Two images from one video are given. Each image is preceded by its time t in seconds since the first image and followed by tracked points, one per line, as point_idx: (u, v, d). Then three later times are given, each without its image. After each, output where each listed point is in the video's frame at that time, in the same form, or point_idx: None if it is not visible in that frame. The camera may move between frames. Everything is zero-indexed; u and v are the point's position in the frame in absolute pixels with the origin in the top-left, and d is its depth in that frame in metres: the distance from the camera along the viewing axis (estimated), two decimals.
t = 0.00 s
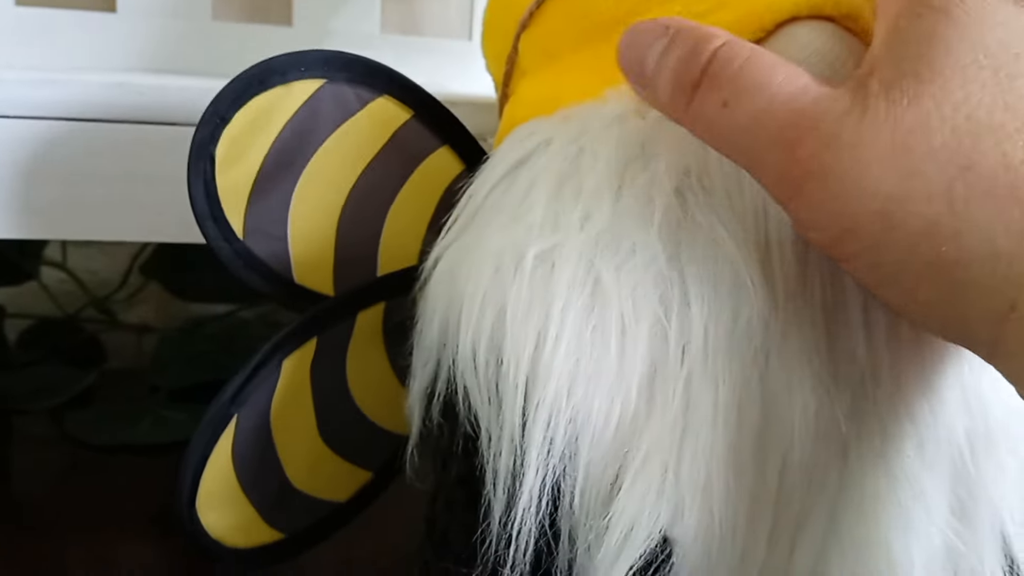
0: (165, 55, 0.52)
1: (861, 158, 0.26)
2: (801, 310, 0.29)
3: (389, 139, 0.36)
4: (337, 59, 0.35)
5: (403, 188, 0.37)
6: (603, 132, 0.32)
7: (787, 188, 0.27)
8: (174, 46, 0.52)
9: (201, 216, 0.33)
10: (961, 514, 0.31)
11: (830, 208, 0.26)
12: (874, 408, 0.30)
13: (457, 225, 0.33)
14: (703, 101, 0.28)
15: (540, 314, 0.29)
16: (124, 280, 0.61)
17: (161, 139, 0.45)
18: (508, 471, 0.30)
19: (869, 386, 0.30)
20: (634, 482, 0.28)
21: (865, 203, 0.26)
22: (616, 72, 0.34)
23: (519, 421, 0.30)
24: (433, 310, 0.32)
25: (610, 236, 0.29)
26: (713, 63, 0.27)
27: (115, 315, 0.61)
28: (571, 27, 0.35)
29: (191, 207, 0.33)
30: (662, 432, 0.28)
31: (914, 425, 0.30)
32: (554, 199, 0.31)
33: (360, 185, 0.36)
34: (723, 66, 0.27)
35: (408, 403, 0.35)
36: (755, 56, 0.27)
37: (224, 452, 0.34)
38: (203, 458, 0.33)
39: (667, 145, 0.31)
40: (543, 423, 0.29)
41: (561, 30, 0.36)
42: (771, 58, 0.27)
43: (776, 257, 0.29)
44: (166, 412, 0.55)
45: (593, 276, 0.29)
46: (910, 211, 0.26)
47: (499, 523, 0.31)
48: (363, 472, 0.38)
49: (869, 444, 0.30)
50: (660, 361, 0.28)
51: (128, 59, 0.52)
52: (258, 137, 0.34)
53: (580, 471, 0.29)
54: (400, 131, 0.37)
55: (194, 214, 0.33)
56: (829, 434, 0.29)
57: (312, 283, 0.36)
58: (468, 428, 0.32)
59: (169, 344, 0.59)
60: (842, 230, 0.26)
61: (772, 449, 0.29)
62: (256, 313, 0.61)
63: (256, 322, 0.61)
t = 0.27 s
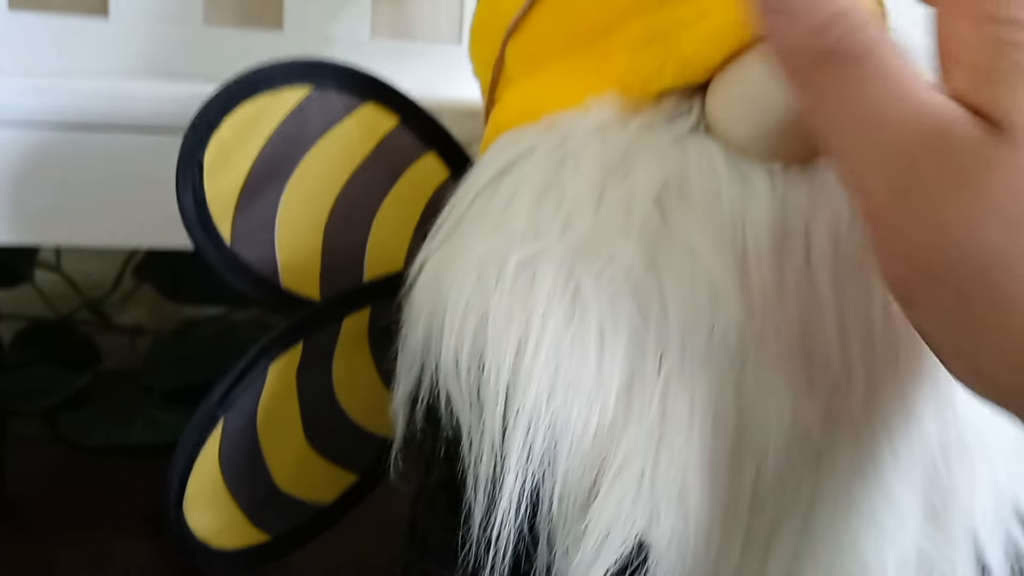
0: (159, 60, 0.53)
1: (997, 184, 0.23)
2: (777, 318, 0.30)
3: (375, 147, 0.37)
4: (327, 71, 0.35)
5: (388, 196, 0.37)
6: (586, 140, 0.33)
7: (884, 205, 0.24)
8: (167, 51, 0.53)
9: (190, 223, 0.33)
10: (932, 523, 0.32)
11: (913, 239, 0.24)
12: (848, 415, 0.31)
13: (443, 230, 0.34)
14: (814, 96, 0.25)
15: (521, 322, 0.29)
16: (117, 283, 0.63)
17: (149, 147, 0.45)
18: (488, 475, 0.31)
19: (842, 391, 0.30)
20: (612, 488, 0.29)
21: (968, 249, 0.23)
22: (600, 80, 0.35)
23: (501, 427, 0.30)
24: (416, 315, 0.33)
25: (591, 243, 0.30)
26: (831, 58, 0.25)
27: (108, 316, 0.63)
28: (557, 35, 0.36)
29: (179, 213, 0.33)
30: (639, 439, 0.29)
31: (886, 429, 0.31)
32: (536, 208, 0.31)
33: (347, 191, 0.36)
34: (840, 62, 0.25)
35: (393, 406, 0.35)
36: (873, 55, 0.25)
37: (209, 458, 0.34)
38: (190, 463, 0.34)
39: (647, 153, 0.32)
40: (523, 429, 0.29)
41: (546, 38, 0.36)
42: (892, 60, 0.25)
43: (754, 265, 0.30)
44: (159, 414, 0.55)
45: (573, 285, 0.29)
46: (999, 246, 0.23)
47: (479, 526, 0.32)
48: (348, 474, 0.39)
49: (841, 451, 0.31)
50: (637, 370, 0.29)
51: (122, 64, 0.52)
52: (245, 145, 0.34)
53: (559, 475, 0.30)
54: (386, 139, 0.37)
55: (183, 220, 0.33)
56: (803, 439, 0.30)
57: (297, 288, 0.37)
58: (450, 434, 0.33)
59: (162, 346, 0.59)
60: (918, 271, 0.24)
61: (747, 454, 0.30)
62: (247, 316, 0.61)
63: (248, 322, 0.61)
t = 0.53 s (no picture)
0: (154, 89, 0.55)
1: None
2: (729, 350, 0.32)
3: (356, 182, 0.39)
4: (311, 112, 0.37)
5: (368, 229, 0.39)
6: (555, 181, 0.34)
7: None
8: (160, 80, 0.55)
9: (178, 256, 0.35)
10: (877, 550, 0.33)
11: None
12: (796, 444, 0.32)
13: (417, 263, 0.35)
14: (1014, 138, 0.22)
15: (485, 355, 0.31)
16: (114, 301, 0.65)
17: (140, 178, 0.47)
18: (453, 498, 0.33)
19: (790, 421, 0.32)
20: (568, 513, 0.31)
21: None
22: (569, 122, 0.36)
23: (466, 454, 0.32)
24: (391, 345, 0.34)
25: (553, 281, 0.32)
26: None
27: (105, 333, 0.65)
28: (529, 76, 0.37)
29: (168, 246, 0.35)
30: (594, 466, 0.31)
31: (836, 459, 0.32)
32: (503, 244, 0.33)
33: (329, 225, 0.38)
34: None
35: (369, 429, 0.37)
36: None
37: (195, 479, 0.36)
38: (177, 483, 0.35)
39: (611, 194, 0.34)
40: (486, 456, 0.32)
41: (519, 78, 0.38)
42: None
43: (709, 301, 0.33)
44: (153, 429, 0.56)
45: (535, 320, 0.31)
46: None
47: (445, 545, 0.34)
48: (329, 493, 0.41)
49: (789, 480, 0.32)
50: (593, 401, 0.31)
51: (118, 95, 0.55)
52: (231, 183, 0.36)
53: (519, 499, 0.32)
54: (367, 175, 0.39)
55: (171, 253, 0.35)
56: (750, 467, 0.32)
57: (282, 317, 0.38)
58: (420, 459, 0.35)
59: (157, 364, 0.60)
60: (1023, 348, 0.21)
61: (696, 480, 0.32)
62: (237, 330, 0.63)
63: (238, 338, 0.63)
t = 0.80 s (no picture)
0: (176, 135, 0.59)
1: None
2: (684, 385, 0.36)
3: (354, 227, 0.42)
4: (311, 166, 0.41)
5: (365, 271, 0.42)
6: (530, 230, 0.37)
7: None
8: (180, 126, 0.59)
9: (191, 295, 0.39)
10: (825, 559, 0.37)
11: None
12: (747, 471, 0.36)
13: (407, 303, 0.39)
14: None
15: (462, 391, 0.35)
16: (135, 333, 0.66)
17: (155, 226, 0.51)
18: (435, 518, 0.37)
19: (740, 451, 0.36)
20: (538, 529, 0.35)
21: None
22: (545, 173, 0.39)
23: (447, 479, 0.36)
24: (382, 379, 0.38)
25: (525, 324, 0.35)
26: None
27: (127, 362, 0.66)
28: (510, 131, 0.40)
29: (182, 287, 0.39)
30: (561, 490, 0.35)
31: (782, 483, 0.36)
32: (482, 290, 0.36)
33: (329, 266, 0.41)
34: None
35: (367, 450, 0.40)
36: None
37: (207, 502, 0.41)
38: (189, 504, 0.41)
39: (582, 243, 0.37)
40: (464, 481, 0.36)
41: (501, 132, 0.41)
42: None
43: (670, 341, 0.36)
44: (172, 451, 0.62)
45: (509, 360, 0.35)
46: None
47: (430, 559, 0.38)
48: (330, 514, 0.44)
49: (741, 505, 0.35)
50: (560, 432, 0.35)
51: (144, 139, 0.59)
52: (239, 230, 0.40)
53: (494, 518, 0.36)
54: (364, 220, 0.42)
55: (184, 293, 0.39)
56: (705, 493, 0.35)
57: (286, 351, 0.42)
58: (408, 483, 0.38)
59: (178, 391, 0.64)
60: None
61: (656, 504, 0.35)
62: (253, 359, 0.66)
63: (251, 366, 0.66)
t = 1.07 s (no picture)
0: (250, 210, 0.65)
1: None
2: (710, 437, 0.39)
3: (410, 297, 0.47)
4: (371, 242, 0.46)
5: (420, 335, 0.47)
6: (567, 297, 0.41)
7: None
8: (252, 203, 0.65)
9: (267, 361, 0.44)
10: None
11: None
12: (772, 516, 0.39)
13: (459, 365, 0.43)
14: None
15: (509, 444, 0.39)
16: (216, 391, 0.73)
17: (237, 298, 0.53)
18: (486, 560, 0.40)
19: (763, 496, 0.39)
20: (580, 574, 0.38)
21: None
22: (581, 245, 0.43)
23: (495, 524, 0.39)
24: (437, 435, 0.42)
25: (564, 384, 0.39)
26: None
27: (207, 418, 0.73)
28: (549, 208, 0.45)
29: (259, 354, 0.44)
30: (599, 534, 0.38)
31: (808, 525, 0.39)
32: (525, 353, 0.40)
33: (389, 331, 0.46)
34: None
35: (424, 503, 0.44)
36: None
37: (284, 546, 0.45)
38: (267, 549, 0.44)
39: (614, 310, 0.41)
40: (511, 525, 0.39)
41: (541, 210, 0.45)
42: None
43: (695, 398, 0.39)
44: (248, 503, 0.65)
45: (550, 416, 0.39)
46: None
47: None
48: (393, 557, 0.47)
49: (766, 545, 0.39)
50: (598, 481, 0.38)
51: (221, 216, 0.65)
52: (309, 302, 0.45)
53: (538, 561, 0.39)
54: (420, 290, 0.47)
55: (261, 359, 0.44)
56: (733, 536, 0.39)
57: (352, 408, 0.46)
58: (461, 529, 0.42)
59: (255, 447, 0.69)
60: None
61: (691, 547, 0.38)
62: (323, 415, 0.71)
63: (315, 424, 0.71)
